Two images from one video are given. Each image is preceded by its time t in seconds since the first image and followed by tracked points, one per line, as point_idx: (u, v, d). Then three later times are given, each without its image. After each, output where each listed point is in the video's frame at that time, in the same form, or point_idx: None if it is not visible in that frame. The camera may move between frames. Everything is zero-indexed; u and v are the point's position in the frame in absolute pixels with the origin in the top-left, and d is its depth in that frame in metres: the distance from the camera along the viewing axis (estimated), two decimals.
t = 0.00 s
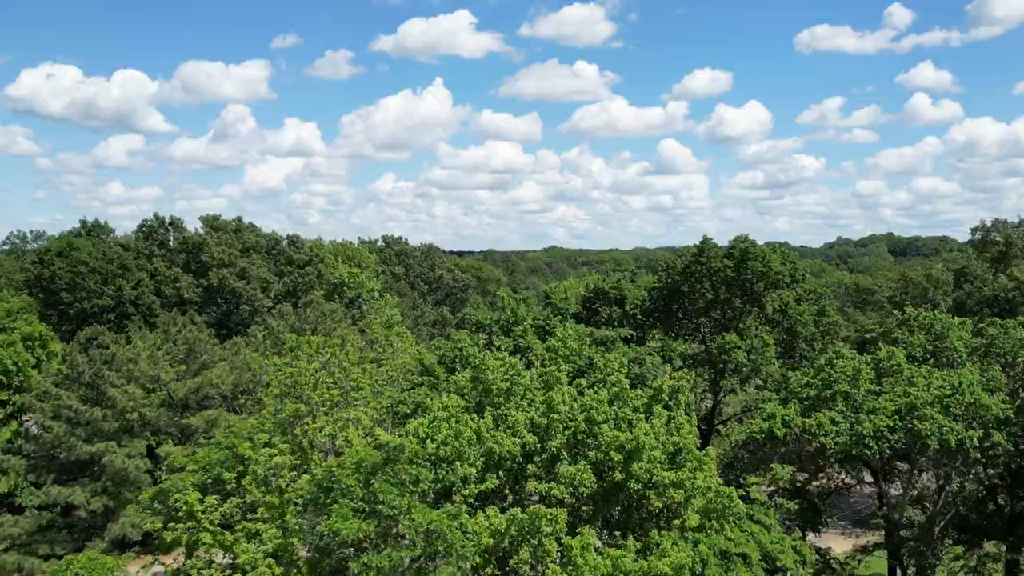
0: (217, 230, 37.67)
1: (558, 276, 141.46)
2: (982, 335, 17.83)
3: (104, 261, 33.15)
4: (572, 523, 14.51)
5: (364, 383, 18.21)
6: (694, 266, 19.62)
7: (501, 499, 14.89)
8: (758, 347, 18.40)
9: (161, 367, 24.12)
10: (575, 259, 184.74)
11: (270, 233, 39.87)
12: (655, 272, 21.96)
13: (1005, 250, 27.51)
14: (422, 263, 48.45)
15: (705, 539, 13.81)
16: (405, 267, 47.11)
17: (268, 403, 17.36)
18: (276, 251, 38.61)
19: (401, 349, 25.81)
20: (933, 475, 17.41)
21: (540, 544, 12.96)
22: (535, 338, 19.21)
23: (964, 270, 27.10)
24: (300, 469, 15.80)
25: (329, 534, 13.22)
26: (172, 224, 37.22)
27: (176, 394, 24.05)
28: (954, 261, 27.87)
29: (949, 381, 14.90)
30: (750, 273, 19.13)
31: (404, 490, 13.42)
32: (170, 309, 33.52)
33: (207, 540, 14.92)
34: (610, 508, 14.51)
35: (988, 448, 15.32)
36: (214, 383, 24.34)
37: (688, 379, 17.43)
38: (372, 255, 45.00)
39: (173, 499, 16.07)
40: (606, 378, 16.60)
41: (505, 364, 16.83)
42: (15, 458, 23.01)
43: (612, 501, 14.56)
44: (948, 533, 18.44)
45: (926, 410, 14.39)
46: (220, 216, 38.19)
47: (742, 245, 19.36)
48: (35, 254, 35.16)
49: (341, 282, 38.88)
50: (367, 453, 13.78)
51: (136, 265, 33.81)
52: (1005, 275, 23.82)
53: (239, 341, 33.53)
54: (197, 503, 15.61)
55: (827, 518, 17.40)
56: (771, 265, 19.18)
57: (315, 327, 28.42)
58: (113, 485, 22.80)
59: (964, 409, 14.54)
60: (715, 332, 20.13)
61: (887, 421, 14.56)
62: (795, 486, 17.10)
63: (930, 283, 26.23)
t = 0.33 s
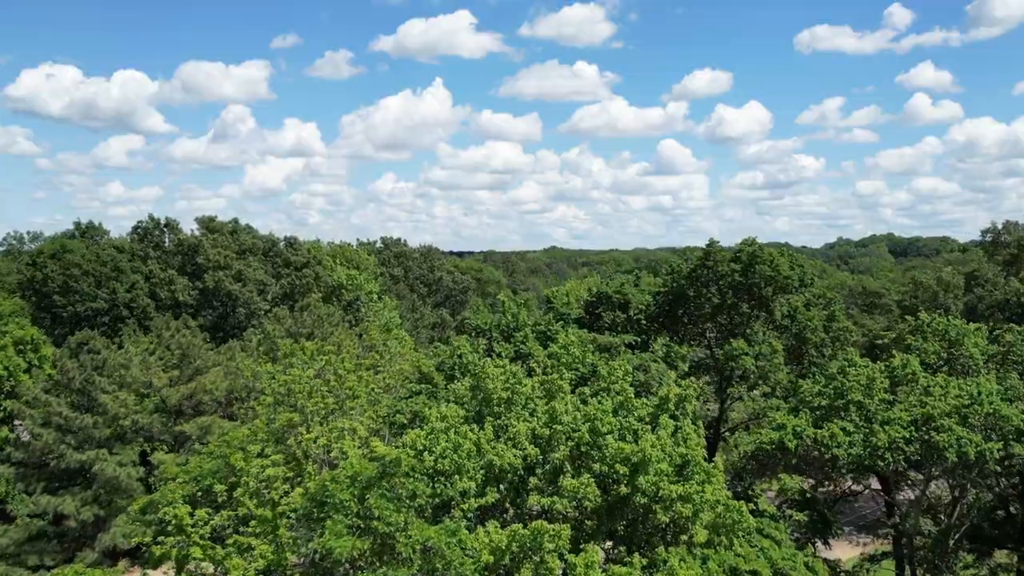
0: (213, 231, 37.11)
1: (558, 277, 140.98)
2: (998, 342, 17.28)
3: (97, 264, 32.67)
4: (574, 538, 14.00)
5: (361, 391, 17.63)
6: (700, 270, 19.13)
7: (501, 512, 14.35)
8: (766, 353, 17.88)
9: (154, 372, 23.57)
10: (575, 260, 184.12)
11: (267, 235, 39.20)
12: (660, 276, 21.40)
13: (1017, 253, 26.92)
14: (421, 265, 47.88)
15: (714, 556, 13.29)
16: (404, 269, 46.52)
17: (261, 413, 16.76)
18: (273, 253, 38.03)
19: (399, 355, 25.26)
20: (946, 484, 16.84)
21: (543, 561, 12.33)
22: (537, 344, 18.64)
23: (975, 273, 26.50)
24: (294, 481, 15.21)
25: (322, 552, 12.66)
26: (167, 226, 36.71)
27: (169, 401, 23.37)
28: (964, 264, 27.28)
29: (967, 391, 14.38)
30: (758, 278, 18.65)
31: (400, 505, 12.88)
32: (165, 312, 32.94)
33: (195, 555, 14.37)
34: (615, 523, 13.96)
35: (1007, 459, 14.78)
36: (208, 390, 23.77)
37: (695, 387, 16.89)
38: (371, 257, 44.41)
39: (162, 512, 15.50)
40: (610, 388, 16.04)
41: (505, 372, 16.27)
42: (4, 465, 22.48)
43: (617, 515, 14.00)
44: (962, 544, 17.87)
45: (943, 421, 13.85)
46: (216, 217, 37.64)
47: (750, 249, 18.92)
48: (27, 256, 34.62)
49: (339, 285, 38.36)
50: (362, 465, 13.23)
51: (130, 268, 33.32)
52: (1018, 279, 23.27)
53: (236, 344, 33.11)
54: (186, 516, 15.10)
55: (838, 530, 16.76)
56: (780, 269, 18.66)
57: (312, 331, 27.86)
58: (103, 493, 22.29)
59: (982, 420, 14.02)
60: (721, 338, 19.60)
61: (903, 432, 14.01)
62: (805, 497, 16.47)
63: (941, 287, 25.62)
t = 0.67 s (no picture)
0: (209, 233, 36.59)
1: (557, 278, 140.54)
2: (1015, 349, 16.71)
3: (91, 267, 32.17)
4: (578, 555, 13.47)
5: (357, 400, 17.05)
6: (706, 275, 18.56)
7: (502, 527, 13.79)
8: (775, 361, 17.36)
9: (146, 379, 23.00)
10: (575, 260, 183.62)
11: (263, 237, 38.67)
12: (665, 280, 20.87)
13: None
14: (420, 267, 47.31)
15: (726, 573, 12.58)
16: (403, 271, 45.98)
17: (252, 423, 16.22)
18: (270, 256, 37.43)
19: (397, 362, 24.69)
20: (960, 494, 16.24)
21: None
22: (538, 351, 18.07)
23: (985, 276, 25.93)
24: (287, 495, 14.63)
25: (315, 571, 12.12)
26: (162, 228, 36.16)
27: (161, 407, 22.80)
28: (974, 267, 26.71)
29: (986, 402, 13.81)
30: (767, 282, 18.00)
31: (396, 523, 12.43)
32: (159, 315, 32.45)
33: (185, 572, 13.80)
34: (620, 539, 13.44)
35: None
36: (201, 396, 23.30)
37: (702, 396, 16.36)
38: (369, 259, 43.83)
39: (150, 527, 14.94)
40: (614, 397, 15.49)
41: (506, 381, 15.71)
42: None
43: (622, 530, 13.50)
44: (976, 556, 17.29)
45: (962, 434, 13.26)
46: (212, 219, 37.10)
47: (759, 252, 18.26)
48: (20, 258, 34.06)
49: (337, 287, 37.85)
50: (356, 480, 12.70)
51: (124, 270, 32.82)
52: None
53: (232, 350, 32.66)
54: (175, 531, 14.55)
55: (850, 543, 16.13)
56: (789, 273, 18.07)
57: (308, 336, 27.32)
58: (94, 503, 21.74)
59: (1003, 432, 13.44)
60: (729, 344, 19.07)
61: (920, 445, 13.43)
62: (815, 509, 15.88)
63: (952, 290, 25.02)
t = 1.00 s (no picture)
0: (204, 236, 36.05)
1: (557, 279, 139.91)
2: None
3: (84, 270, 31.64)
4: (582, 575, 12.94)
5: (353, 410, 16.41)
6: (714, 281, 18.02)
7: (503, 546, 13.28)
8: (784, 370, 16.87)
9: (137, 387, 22.32)
10: (576, 261, 183.07)
11: (260, 239, 37.83)
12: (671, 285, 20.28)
13: None
14: (419, 270, 46.73)
15: None
16: (402, 273, 45.43)
17: (244, 435, 15.66)
18: (266, 258, 36.76)
19: (395, 371, 24.09)
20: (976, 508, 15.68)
21: None
22: (539, 360, 17.50)
23: (996, 281, 25.37)
24: (280, 511, 14.07)
25: None
26: (157, 231, 35.57)
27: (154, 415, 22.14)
28: (984, 272, 26.16)
29: (1007, 417, 13.28)
30: (776, 288, 17.46)
31: (391, 544, 11.84)
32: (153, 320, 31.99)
33: None
34: (626, 558, 12.88)
35: None
36: (194, 404, 22.69)
37: (710, 407, 15.79)
38: (368, 262, 43.26)
39: (137, 544, 14.39)
40: (619, 409, 14.96)
41: (507, 392, 15.14)
42: None
43: (628, 549, 12.95)
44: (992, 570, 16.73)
45: (982, 449, 12.73)
46: (208, 221, 36.57)
47: (768, 258, 17.71)
48: (12, 261, 33.52)
49: (335, 290, 37.32)
50: (351, 499, 12.18)
51: (118, 274, 32.29)
52: None
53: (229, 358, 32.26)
54: (162, 549, 13.97)
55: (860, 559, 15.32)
56: (799, 279, 17.54)
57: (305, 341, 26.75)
58: (84, 514, 21.19)
59: None
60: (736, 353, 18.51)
61: (940, 461, 12.88)
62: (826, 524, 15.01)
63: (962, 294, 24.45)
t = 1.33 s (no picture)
0: (199, 241, 35.57)
1: (557, 280, 139.28)
2: None
3: (77, 276, 31.20)
4: None
5: (348, 425, 15.82)
6: (721, 291, 17.46)
7: (503, 571, 12.72)
8: (795, 384, 16.41)
9: (128, 398, 21.78)
10: (575, 262, 182.53)
11: (256, 243, 37.38)
12: (676, 295, 19.72)
13: None
14: (418, 274, 46.17)
15: None
16: (400, 278, 44.86)
17: (234, 452, 15.10)
18: (263, 263, 36.17)
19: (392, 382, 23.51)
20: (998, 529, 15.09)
21: None
22: (541, 373, 16.92)
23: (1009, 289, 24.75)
24: (271, 535, 13.53)
25: None
26: (152, 235, 35.07)
27: (144, 427, 21.59)
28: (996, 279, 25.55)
29: None
30: (786, 299, 16.91)
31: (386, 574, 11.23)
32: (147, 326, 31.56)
33: None
34: None
35: None
36: (186, 416, 22.12)
37: (719, 424, 15.21)
38: (366, 266, 42.67)
39: (122, 567, 13.86)
40: (624, 426, 14.40)
41: (508, 410, 14.55)
42: None
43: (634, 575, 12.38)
44: None
45: (1006, 472, 12.17)
46: (203, 225, 36.09)
47: (777, 268, 17.16)
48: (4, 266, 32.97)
49: (332, 295, 36.77)
50: (344, 524, 11.73)
51: (111, 280, 31.80)
52: None
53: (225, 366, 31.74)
54: (148, 574, 13.43)
55: None
56: (810, 290, 16.98)
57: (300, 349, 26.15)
58: (73, 529, 20.65)
59: None
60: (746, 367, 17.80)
61: (961, 484, 12.31)
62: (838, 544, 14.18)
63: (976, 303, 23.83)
